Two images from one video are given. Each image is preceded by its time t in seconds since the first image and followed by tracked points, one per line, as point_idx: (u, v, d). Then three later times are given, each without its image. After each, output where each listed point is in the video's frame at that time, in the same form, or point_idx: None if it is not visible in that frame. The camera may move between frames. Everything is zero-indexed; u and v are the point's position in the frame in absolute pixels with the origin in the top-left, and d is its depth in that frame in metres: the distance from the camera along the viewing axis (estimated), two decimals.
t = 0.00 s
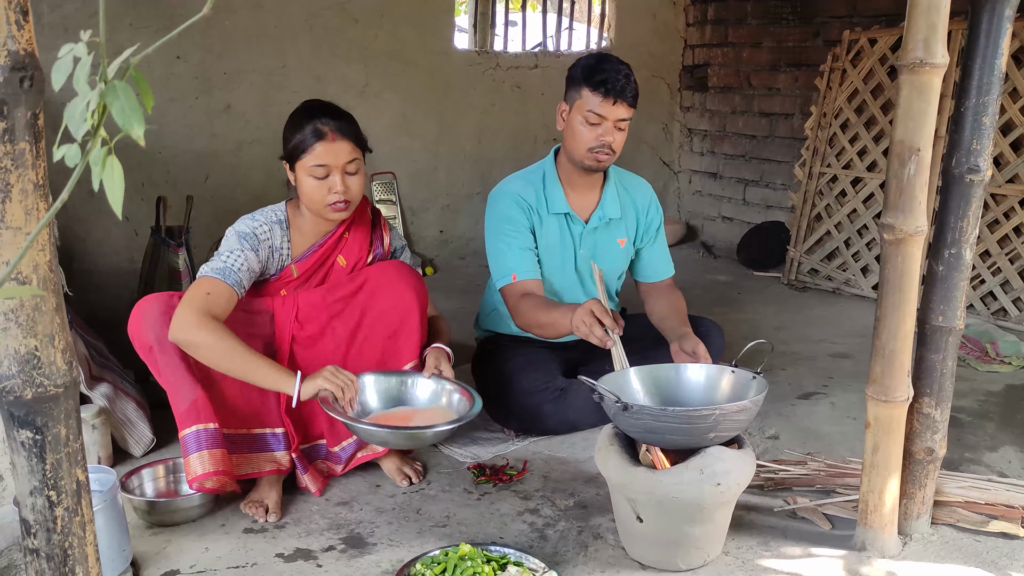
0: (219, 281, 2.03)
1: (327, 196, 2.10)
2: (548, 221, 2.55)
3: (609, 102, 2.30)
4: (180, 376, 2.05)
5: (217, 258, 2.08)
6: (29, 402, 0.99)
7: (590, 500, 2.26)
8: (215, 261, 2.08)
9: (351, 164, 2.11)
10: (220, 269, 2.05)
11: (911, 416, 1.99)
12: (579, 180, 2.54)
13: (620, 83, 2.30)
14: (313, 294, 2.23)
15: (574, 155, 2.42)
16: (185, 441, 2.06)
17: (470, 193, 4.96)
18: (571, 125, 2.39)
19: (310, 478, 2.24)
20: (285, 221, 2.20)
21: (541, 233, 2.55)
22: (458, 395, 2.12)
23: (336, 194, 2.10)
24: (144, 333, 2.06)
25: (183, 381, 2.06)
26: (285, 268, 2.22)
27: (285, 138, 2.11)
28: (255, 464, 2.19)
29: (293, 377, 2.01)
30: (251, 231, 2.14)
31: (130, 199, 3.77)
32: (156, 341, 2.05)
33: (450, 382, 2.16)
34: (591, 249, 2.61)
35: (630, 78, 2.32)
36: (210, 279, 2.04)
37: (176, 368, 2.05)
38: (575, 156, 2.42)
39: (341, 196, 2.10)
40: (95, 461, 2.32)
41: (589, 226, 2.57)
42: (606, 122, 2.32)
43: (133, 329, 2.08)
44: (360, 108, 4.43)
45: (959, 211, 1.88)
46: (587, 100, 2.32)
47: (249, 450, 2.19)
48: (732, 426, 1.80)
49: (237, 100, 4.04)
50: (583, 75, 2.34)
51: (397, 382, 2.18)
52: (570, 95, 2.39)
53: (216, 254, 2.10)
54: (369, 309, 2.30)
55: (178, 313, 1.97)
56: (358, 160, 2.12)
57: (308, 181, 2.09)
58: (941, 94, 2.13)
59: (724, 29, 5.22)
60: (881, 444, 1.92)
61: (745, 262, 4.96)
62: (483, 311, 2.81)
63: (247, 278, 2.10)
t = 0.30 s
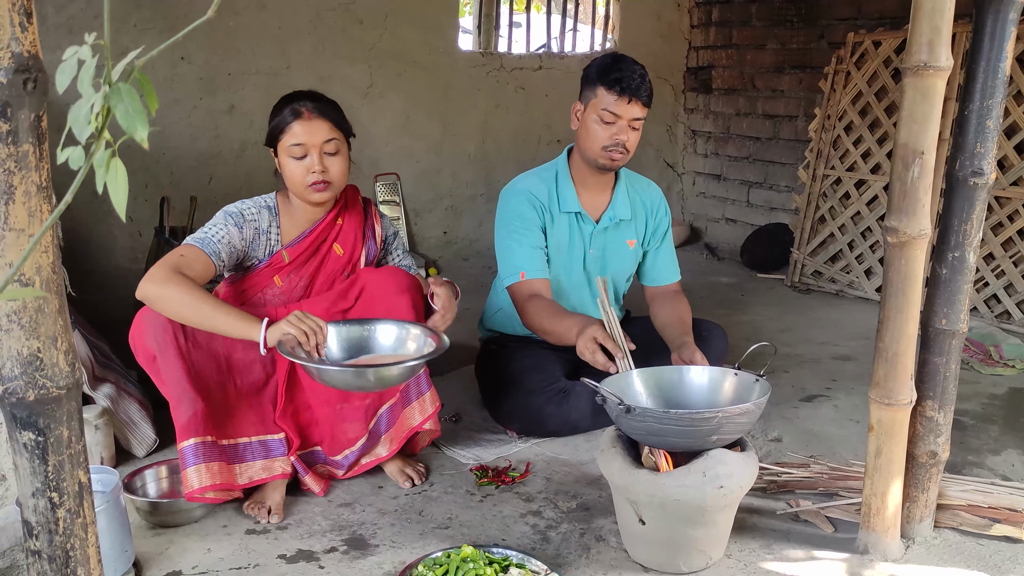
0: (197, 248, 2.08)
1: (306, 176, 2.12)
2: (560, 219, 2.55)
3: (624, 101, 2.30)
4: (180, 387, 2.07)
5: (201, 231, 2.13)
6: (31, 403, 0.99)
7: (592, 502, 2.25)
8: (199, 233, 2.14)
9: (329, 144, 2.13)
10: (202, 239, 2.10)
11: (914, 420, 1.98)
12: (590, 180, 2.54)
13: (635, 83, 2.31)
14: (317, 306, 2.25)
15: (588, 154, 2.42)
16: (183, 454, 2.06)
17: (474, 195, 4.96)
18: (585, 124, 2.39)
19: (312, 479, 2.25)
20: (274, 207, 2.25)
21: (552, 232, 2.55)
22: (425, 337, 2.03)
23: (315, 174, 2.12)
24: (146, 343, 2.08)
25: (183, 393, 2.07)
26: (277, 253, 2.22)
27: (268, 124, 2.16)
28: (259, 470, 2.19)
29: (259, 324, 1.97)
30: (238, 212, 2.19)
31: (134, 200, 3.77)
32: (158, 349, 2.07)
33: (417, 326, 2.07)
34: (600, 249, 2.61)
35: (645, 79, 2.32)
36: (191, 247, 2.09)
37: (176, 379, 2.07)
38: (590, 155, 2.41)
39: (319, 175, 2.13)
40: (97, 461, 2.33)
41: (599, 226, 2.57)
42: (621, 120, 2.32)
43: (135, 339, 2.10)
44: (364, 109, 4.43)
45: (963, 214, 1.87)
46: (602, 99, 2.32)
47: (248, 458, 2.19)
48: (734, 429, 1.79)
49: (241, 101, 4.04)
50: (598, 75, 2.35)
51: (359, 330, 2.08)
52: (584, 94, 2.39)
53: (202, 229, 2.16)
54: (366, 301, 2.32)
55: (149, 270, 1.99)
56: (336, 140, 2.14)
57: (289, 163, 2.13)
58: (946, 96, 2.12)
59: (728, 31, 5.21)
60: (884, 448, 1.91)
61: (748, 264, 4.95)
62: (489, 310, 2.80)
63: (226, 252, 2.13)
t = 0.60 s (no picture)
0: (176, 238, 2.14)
1: (279, 164, 2.15)
2: (565, 220, 2.55)
3: (631, 104, 2.29)
4: (202, 391, 2.08)
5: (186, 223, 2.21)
6: (36, 403, 0.99)
7: (596, 504, 2.25)
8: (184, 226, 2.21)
9: (303, 133, 2.14)
10: (182, 230, 2.17)
11: (919, 423, 1.98)
12: (596, 181, 2.54)
13: (641, 85, 2.29)
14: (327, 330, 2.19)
15: (594, 156, 2.42)
16: (200, 459, 2.07)
17: (477, 196, 4.96)
18: (592, 127, 2.39)
19: (317, 483, 2.25)
20: (263, 198, 2.28)
21: (558, 232, 2.56)
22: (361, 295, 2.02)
23: (286, 162, 2.15)
24: (166, 347, 2.09)
25: (205, 397, 2.08)
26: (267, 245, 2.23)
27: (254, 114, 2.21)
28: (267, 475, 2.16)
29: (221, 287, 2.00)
30: (223, 204, 2.24)
31: (138, 199, 3.78)
32: (180, 353, 2.08)
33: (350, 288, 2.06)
34: (607, 251, 2.61)
35: (652, 81, 2.31)
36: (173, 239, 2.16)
37: (198, 382, 2.08)
38: (596, 157, 2.41)
39: (291, 163, 2.15)
40: (101, 461, 2.34)
41: (606, 227, 2.57)
42: (627, 124, 2.32)
43: (154, 343, 2.10)
44: (367, 110, 4.44)
45: (967, 217, 1.87)
46: (609, 102, 2.32)
47: (257, 464, 2.16)
48: (739, 431, 1.79)
49: (245, 101, 4.04)
50: (605, 77, 2.33)
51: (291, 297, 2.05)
52: (591, 97, 2.38)
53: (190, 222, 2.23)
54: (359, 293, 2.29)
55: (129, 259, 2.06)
56: (310, 130, 2.15)
57: (266, 151, 2.17)
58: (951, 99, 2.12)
59: (732, 33, 5.21)
60: (888, 451, 1.91)
61: (752, 266, 4.95)
62: (493, 311, 2.80)
63: (205, 242, 2.17)
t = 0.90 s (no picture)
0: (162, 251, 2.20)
1: (249, 160, 2.17)
2: (573, 226, 2.53)
3: (645, 122, 2.27)
4: (225, 385, 2.06)
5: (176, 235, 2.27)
6: (44, 403, 0.99)
7: (599, 506, 2.25)
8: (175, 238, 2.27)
9: (271, 129, 2.14)
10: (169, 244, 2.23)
11: (924, 426, 1.97)
12: (604, 186, 2.51)
13: (656, 103, 2.26)
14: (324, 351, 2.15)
15: (604, 165, 2.41)
16: (220, 452, 2.07)
17: (481, 198, 4.96)
18: (603, 137, 2.37)
19: (323, 486, 2.25)
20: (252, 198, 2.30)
21: (565, 238, 2.54)
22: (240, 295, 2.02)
23: (254, 158, 2.16)
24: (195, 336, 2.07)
25: (229, 391, 2.06)
26: (254, 243, 2.21)
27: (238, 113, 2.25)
28: (273, 479, 2.15)
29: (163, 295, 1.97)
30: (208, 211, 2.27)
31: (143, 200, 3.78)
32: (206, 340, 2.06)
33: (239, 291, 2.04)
34: (613, 254, 2.60)
35: (666, 96, 2.28)
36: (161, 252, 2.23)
37: (223, 376, 2.06)
38: (606, 167, 2.41)
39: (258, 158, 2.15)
40: (105, 461, 2.34)
41: (613, 231, 2.56)
42: (640, 139, 2.31)
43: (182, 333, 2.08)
44: (371, 111, 4.45)
45: (974, 220, 1.86)
46: (623, 117, 2.29)
47: (268, 466, 2.14)
48: (743, 434, 1.79)
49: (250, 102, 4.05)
50: (622, 89, 2.29)
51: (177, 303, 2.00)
52: (603, 106, 2.35)
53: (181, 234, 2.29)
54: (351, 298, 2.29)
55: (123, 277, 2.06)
56: (278, 126, 2.14)
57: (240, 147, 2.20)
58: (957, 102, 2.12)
59: (736, 35, 5.21)
60: (892, 455, 1.91)
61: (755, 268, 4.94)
62: (496, 310, 2.80)
63: (191, 250, 2.22)
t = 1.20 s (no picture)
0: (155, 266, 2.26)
1: (228, 161, 2.20)
2: (581, 224, 2.53)
3: (636, 117, 2.28)
4: (237, 383, 2.06)
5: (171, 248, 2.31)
6: (47, 403, 0.99)
7: (602, 508, 2.25)
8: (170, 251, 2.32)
9: (244, 130, 2.15)
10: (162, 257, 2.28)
11: (927, 428, 1.97)
12: (609, 184, 2.52)
13: (648, 96, 2.27)
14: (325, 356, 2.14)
15: (604, 164, 2.42)
16: (231, 449, 2.06)
17: (483, 199, 4.96)
18: (601, 135, 2.39)
19: (326, 488, 2.25)
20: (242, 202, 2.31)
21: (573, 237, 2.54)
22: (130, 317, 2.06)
23: (231, 159, 2.18)
24: (206, 334, 2.06)
25: (240, 390, 2.06)
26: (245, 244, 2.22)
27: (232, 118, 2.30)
28: (277, 480, 2.14)
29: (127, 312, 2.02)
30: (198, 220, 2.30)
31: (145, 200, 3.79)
32: (217, 339, 2.06)
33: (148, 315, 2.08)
34: (620, 253, 2.60)
35: (660, 90, 2.28)
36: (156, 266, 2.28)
37: (235, 374, 2.06)
38: (605, 165, 2.42)
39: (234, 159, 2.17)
40: (107, 461, 2.34)
41: (620, 230, 2.56)
42: (635, 134, 2.31)
43: (191, 331, 2.07)
44: (374, 112, 4.45)
45: (977, 222, 1.86)
46: (616, 113, 2.31)
47: (274, 467, 2.13)
48: (746, 435, 1.79)
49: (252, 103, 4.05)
50: (615, 86, 2.31)
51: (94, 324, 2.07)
52: (600, 105, 2.37)
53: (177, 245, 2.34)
54: (347, 297, 2.29)
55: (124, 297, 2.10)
56: (249, 126, 2.15)
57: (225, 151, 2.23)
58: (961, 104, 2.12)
59: (739, 36, 5.20)
60: (895, 456, 1.90)
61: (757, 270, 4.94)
62: (502, 310, 2.79)
63: (182, 259, 2.26)
